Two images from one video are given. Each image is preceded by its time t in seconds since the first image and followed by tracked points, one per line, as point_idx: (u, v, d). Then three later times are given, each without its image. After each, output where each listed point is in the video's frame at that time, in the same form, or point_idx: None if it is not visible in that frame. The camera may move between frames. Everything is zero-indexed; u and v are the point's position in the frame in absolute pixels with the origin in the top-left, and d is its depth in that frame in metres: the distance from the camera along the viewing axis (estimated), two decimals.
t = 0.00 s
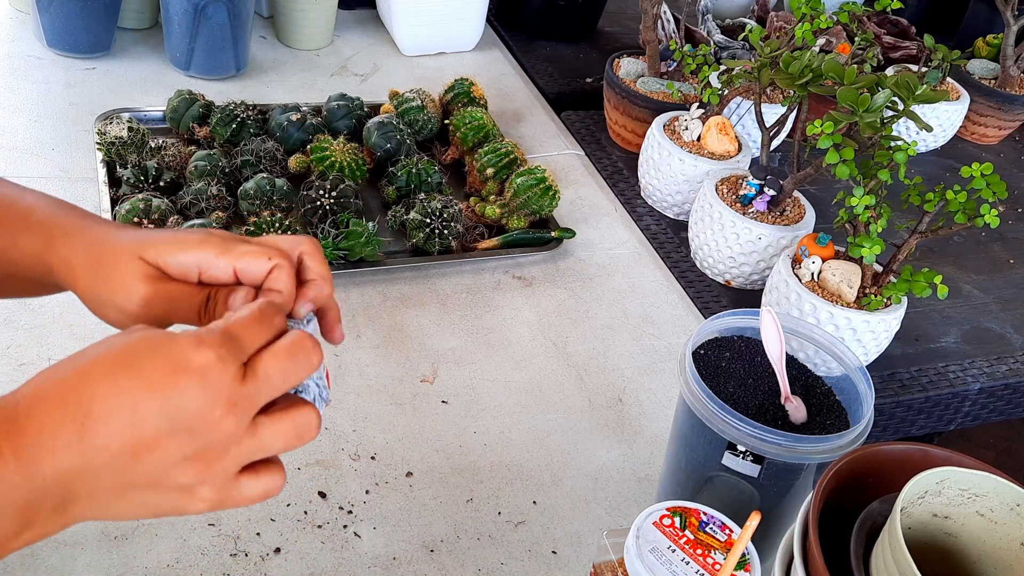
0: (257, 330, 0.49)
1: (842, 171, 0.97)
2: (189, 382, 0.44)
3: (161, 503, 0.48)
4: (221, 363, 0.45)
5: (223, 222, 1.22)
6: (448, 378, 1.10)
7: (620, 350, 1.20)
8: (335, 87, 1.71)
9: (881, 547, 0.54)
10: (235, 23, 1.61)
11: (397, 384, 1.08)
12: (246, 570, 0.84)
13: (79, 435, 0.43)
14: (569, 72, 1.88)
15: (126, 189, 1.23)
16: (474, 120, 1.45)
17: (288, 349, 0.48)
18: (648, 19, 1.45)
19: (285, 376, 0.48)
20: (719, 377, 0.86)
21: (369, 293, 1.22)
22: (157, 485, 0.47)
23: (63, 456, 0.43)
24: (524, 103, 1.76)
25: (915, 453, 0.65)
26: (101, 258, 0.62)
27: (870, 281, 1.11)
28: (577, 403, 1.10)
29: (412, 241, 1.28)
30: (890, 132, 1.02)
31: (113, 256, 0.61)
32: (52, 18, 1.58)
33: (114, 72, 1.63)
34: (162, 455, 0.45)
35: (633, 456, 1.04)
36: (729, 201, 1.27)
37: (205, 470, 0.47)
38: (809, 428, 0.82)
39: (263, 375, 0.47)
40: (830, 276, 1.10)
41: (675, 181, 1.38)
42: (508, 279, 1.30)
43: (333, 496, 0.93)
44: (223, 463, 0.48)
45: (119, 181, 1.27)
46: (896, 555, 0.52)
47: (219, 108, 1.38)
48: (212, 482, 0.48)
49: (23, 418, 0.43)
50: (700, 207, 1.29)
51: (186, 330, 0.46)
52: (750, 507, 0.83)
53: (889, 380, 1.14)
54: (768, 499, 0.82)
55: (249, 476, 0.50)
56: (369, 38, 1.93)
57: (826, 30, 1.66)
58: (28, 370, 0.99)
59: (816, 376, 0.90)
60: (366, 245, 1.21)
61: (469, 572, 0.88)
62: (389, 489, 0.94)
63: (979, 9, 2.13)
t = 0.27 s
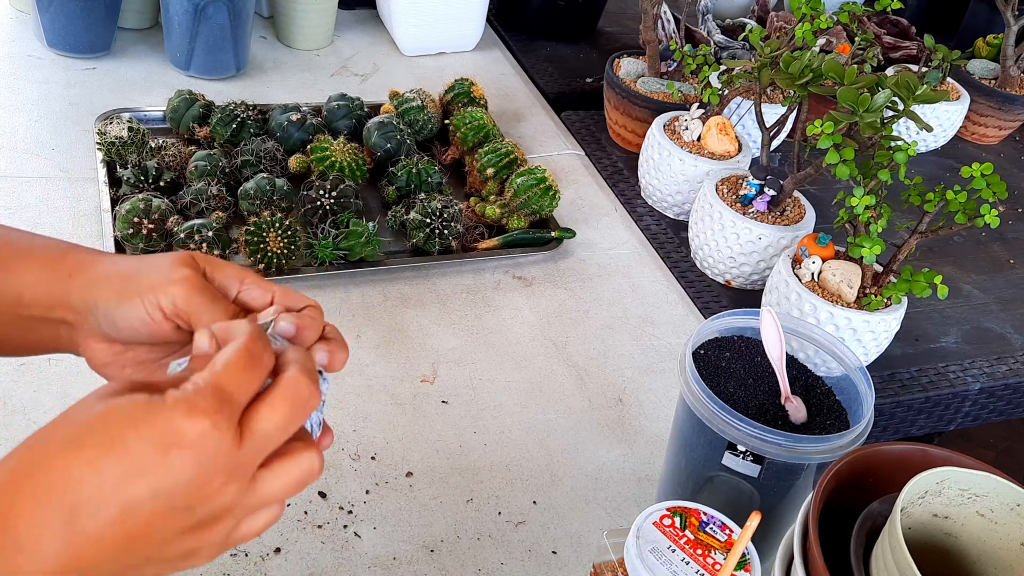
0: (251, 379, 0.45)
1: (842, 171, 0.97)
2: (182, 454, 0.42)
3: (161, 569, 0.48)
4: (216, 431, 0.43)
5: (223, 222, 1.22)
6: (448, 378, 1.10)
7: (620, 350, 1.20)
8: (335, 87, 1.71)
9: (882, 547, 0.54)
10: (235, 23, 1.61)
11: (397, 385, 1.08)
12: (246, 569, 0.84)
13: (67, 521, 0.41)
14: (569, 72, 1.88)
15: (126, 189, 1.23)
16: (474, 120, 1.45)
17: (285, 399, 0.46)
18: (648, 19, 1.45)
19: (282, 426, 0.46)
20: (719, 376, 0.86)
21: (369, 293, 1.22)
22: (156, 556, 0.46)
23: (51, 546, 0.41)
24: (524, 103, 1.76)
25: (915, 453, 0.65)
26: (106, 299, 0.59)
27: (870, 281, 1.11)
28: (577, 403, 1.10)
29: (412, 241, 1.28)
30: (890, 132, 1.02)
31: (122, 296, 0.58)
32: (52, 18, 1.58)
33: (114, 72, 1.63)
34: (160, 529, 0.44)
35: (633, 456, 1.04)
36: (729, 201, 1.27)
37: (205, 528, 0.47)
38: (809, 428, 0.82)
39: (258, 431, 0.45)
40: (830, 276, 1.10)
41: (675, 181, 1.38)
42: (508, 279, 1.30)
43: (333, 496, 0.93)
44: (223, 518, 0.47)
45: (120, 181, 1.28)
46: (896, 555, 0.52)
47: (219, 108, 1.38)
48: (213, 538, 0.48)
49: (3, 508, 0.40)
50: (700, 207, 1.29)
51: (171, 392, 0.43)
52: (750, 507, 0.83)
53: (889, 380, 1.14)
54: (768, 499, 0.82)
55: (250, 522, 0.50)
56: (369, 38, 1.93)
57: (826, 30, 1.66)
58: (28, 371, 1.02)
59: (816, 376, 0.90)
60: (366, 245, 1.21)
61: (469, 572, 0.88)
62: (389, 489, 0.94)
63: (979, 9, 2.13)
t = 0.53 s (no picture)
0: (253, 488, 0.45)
1: (842, 171, 0.97)
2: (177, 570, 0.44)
3: None
4: (210, 544, 0.45)
5: (223, 222, 1.23)
6: (448, 378, 1.10)
7: (620, 350, 1.20)
8: (335, 87, 1.71)
9: (881, 547, 0.54)
10: (235, 23, 1.61)
11: (397, 385, 1.08)
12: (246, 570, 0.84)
13: None
14: (569, 72, 1.88)
15: (126, 189, 1.23)
16: (474, 120, 1.45)
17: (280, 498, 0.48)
18: (648, 19, 1.45)
19: (274, 517, 0.48)
20: (719, 376, 0.86)
21: (369, 293, 1.22)
22: None
23: None
24: (524, 103, 1.76)
25: (915, 453, 0.65)
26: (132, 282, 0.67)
27: (870, 281, 1.11)
28: (577, 403, 1.10)
29: (412, 241, 1.28)
30: (890, 132, 1.02)
31: (150, 278, 0.66)
32: (52, 18, 1.58)
33: (114, 72, 1.63)
34: None
35: (634, 456, 1.04)
36: (729, 201, 1.27)
37: None
38: (809, 428, 0.82)
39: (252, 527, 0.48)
40: (830, 276, 1.10)
41: (675, 181, 1.38)
42: (508, 279, 1.30)
43: (333, 496, 0.93)
44: None
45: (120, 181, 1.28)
46: (896, 555, 0.52)
47: (219, 108, 1.38)
48: None
49: None
50: (700, 207, 1.29)
51: (167, 505, 0.44)
52: (750, 507, 0.83)
53: (889, 380, 1.14)
54: (768, 499, 0.82)
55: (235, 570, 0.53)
56: (369, 38, 1.93)
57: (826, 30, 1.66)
58: (28, 371, 1.02)
59: (816, 376, 0.90)
60: (366, 245, 1.21)
61: (469, 572, 0.88)
62: (389, 489, 0.94)
63: (979, 9, 2.13)
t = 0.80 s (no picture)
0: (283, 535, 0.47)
1: (842, 171, 0.97)
2: None
3: None
4: None
5: (223, 222, 1.23)
6: (448, 378, 1.10)
7: (620, 350, 1.20)
8: (335, 87, 1.71)
9: (881, 547, 0.54)
10: (235, 23, 1.61)
11: (396, 385, 1.08)
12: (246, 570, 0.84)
13: None
14: (569, 72, 1.88)
15: (126, 189, 1.23)
16: (474, 120, 1.45)
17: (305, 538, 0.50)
18: (648, 19, 1.45)
19: (300, 556, 0.50)
20: (719, 376, 0.86)
21: (369, 293, 1.22)
22: None
23: None
24: (524, 103, 1.76)
25: (915, 453, 0.65)
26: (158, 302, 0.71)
27: (870, 281, 1.11)
28: (577, 403, 1.10)
29: (412, 241, 1.28)
30: (890, 132, 1.02)
31: (180, 297, 0.71)
32: (52, 18, 1.58)
33: (114, 72, 1.63)
34: None
35: (634, 456, 1.04)
36: (729, 201, 1.27)
37: None
38: (809, 428, 0.82)
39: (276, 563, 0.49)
40: (830, 276, 1.10)
41: (676, 181, 1.38)
42: (508, 279, 1.30)
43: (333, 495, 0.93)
44: None
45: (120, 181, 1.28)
46: (896, 555, 0.52)
47: (219, 108, 1.38)
48: None
49: None
50: (700, 207, 1.29)
51: (196, 545, 0.45)
52: (750, 507, 0.83)
53: (890, 380, 1.14)
54: (768, 499, 0.82)
55: None
56: (369, 38, 1.93)
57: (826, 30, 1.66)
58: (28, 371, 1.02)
59: (816, 376, 0.90)
60: (366, 245, 1.21)
61: (468, 572, 0.88)
62: (389, 489, 0.94)
63: (979, 9, 2.13)
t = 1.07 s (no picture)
0: (288, 512, 0.49)
1: (842, 171, 0.97)
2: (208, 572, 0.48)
3: None
4: (240, 556, 0.48)
5: (223, 222, 1.23)
6: (448, 378, 1.10)
7: (620, 350, 1.20)
8: (335, 87, 1.71)
9: (881, 547, 0.54)
10: (235, 23, 1.61)
11: (396, 385, 1.08)
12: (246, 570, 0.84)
13: None
14: (569, 72, 1.88)
15: (126, 189, 1.23)
16: (474, 120, 1.45)
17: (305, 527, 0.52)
18: (648, 19, 1.45)
19: (302, 540, 0.52)
20: (719, 376, 0.86)
21: (369, 293, 1.22)
22: None
23: None
24: (524, 103, 1.76)
25: (915, 453, 0.65)
26: (143, 317, 0.70)
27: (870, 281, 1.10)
28: (577, 403, 1.10)
29: (412, 241, 1.28)
30: (890, 132, 1.02)
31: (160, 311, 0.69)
32: (52, 18, 1.58)
33: (114, 72, 1.63)
34: None
35: (634, 456, 1.04)
36: (729, 201, 1.27)
37: None
38: (809, 428, 0.82)
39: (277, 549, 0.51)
40: (830, 276, 1.10)
41: (676, 181, 1.38)
42: (508, 279, 1.30)
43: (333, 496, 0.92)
44: None
45: (120, 181, 1.28)
46: (896, 555, 0.52)
47: (219, 108, 1.38)
48: None
49: None
50: (700, 207, 1.29)
51: (208, 513, 0.47)
52: (750, 507, 0.83)
53: (889, 380, 1.14)
54: (768, 499, 0.82)
55: None
56: (369, 38, 1.93)
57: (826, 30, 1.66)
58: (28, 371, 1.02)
59: (816, 376, 0.90)
60: (366, 245, 1.21)
61: (468, 572, 0.88)
62: (389, 489, 0.94)
63: (979, 9, 2.13)
